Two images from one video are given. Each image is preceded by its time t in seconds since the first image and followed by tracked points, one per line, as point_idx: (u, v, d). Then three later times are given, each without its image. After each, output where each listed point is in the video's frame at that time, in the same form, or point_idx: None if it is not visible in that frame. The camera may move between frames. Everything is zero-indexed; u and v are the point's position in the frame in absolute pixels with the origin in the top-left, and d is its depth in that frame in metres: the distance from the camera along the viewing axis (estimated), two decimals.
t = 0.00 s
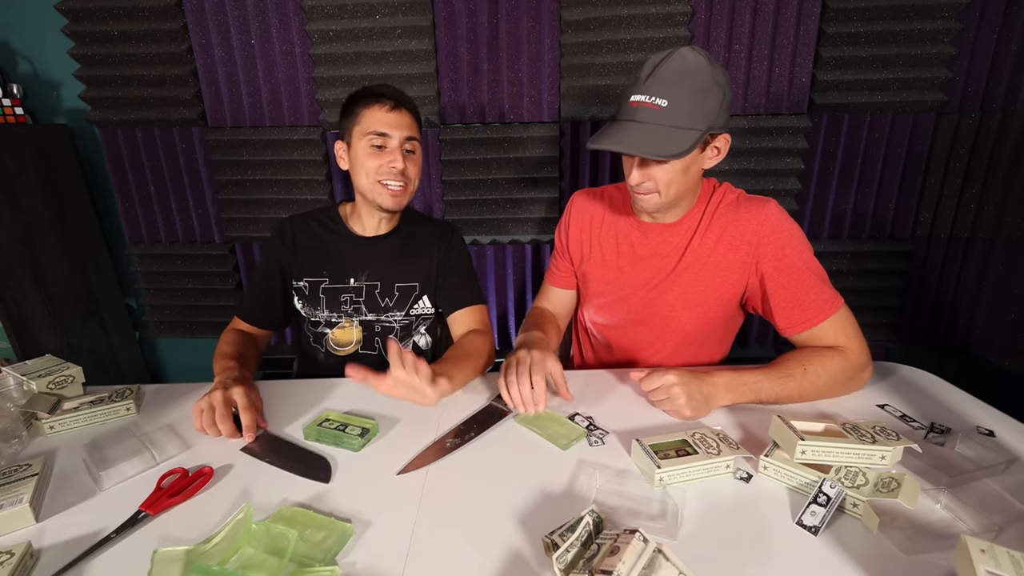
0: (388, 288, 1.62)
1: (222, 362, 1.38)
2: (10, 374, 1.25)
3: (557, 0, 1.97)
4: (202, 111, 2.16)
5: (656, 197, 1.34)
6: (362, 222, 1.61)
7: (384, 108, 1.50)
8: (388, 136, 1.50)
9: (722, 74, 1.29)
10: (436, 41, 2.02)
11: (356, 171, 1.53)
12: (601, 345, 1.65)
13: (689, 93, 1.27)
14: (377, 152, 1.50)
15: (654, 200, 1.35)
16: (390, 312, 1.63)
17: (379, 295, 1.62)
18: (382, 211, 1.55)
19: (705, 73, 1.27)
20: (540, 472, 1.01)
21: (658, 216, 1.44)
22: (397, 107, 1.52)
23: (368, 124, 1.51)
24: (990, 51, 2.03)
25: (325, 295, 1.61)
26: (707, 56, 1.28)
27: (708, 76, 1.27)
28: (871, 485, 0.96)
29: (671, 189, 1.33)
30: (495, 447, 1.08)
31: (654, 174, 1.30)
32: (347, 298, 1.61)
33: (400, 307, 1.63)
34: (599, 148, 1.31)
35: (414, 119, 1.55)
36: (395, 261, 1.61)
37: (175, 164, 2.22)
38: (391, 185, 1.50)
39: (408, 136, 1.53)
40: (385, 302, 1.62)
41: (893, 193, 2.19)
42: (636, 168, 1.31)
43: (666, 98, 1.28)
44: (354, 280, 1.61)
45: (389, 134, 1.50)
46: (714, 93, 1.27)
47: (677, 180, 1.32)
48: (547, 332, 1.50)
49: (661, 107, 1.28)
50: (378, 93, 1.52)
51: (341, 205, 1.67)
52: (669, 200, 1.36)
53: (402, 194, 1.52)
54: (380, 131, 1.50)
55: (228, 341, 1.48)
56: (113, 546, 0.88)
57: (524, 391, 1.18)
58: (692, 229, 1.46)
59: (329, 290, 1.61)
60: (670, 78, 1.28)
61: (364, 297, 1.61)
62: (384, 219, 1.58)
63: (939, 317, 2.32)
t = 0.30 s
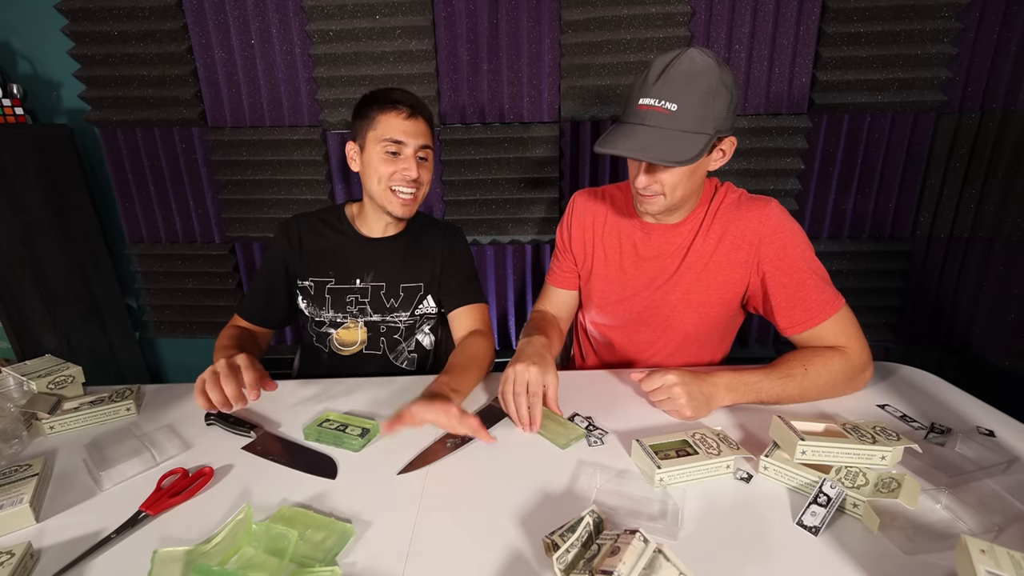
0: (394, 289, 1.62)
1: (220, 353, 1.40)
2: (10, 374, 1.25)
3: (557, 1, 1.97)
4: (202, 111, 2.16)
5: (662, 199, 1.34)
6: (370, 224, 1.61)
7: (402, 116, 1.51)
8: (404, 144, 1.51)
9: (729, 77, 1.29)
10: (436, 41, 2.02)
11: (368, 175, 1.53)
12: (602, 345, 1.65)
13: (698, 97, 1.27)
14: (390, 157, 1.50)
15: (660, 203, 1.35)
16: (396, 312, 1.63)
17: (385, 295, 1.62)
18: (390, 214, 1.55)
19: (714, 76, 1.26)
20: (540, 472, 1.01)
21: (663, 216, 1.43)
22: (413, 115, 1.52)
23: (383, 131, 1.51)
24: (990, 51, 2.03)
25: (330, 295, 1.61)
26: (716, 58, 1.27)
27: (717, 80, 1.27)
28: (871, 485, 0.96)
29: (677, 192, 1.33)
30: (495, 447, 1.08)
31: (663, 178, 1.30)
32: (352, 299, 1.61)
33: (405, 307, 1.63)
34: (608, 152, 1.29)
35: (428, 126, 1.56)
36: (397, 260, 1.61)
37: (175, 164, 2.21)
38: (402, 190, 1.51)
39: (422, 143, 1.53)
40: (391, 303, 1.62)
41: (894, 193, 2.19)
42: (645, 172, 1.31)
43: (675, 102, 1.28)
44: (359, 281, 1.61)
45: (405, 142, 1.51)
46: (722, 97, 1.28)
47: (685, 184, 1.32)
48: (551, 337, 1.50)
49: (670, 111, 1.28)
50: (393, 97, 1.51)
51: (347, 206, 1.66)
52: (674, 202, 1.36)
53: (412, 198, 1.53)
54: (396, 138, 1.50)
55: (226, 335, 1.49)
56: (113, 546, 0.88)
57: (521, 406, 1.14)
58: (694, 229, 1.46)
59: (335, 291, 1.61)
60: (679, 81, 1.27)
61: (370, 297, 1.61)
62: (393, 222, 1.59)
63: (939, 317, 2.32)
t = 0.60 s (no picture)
0: (397, 291, 1.62)
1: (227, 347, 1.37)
2: (10, 374, 1.25)
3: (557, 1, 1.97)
4: (202, 111, 2.16)
5: (662, 201, 1.34)
6: (370, 224, 1.60)
7: (399, 109, 1.51)
8: (401, 136, 1.51)
9: (728, 78, 1.29)
10: (436, 41, 2.02)
11: (367, 170, 1.53)
12: (602, 345, 1.65)
13: (697, 99, 1.27)
14: (389, 152, 1.50)
15: (660, 205, 1.35)
16: (398, 315, 1.64)
17: (388, 297, 1.62)
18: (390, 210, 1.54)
19: (713, 78, 1.26)
20: (539, 472, 1.01)
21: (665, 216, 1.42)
22: (411, 109, 1.53)
23: (380, 125, 1.51)
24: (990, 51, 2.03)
25: (334, 297, 1.61)
26: (714, 59, 1.27)
27: (715, 81, 1.27)
28: (871, 485, 0.96)
29: (677, 194, 1.32)
30: (495, 447, 1.08)
31: (662, 180, 1.30)
32: (356, 301, 1.61)
33: (408, 309, 1.64)
34: (608, 157, 1.30)
35: (426, 122, 1.56)
36: (397, 260, 1.61)
37: (175, 164, 2.22)
38: (402, 186, 1.51)
39: (420, 138, 1.54)
40: (394, 305, 1.63)
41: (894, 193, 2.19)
42: (645, 175, 1.31)
43: (674, 105, 1.28)
44: (362, 283, 1.61)
45: (401, 134, 1.51)
46: (721, 98, 1.27)
47: (684, 185, 1.32)
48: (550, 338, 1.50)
49: (670, 114, 1.28)
50: (394, 94, 1.52)
51: (349, 205, 1.64)
52: (674, 203, 1.36)
53: (411, 194, 1.52)
54: (394, 131, 1.50)
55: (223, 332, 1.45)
56: (113, 546, 0.88)
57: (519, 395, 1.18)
58: (694, 229, 1.46)
59: (339, 293, 1.61)
60: (678, 84, 1.27)
61: (374, 299, 1.62)
62: (393, 220, 1.58)
63: (939, 317, 2.32)
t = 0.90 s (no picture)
0: (398, 291, 1.62)
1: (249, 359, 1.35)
2: (10, 374, 1.26)
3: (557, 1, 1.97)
4: (202, 111, 2.16)
5: (661, 202, 1.34)
6: (370, 225, 1.60)
7: (400, 112, 1.51)
8: (402, 140, 1.50)
9: (726, 79, 1.29)
10: (436, 41, 2.02)
11: (368, 172, 1.53)
12: (602, 345, 1.65)
13: (695, 100, 1.27)
14: (389, 156, 1.50)
15: (659, 206, 1.35)
16: (399, 314, 1.64)
17: (389, 297, 1.62)
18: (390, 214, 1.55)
19: (710, 78, 1.26)
20: (539, 472, 1.01)
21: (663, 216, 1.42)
22: (412, 112, 1.52)
23: (382, 128, 1.50)
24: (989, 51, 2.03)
25: (337, 298, 1.61)
26: (711, 60, 1.27)
27: (713, 81, 1.27)
28: (872, 485, 0.96)
29: (676, 195, 1.32)
30: (495, 447, 1.08)
31: (661, 181, 1.30)
32: (358, 301, 1.61)
33: (409, 309, 1.64)
34: (606, 159, 1.30)
35: (427, 124, 1.56)
36: (398, 261, 1.61)
37: (176, 164, 2.22)
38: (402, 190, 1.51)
39: (422, 141, 1.53)
40: (395, 305, 1.63)
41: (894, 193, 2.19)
42: (643, 177, 1.31)
43: (672, 106, 1.28)
44: (364, 283, 1.61)
45: (403, 138, 1.50)
46: (719, 98, 1.27)
47: (683, 186, 1.31)
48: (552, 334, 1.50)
49: (667, 116, 1.28)
50: (395, 96, 1.52)
51: (350, 206, 1.64)
52: (673, 203, 1.36)
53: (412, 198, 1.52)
54: (395, 135, 1.50)
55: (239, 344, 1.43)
56: (113, 546, 0.88)
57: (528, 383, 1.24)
58: (694, 230, 1.46)
59: (341, 293, 1.61)
60: (675, 85, 1.27)
61: (376, 299, 1.62)
62: (394, 223, 1.58)
63: (939, 317, 2.32)
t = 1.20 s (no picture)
0: (399, 292, 1.62)
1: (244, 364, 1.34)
2: (10, 374, 1.26)
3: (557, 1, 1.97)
4: (202, 111, 2.16)
5: (658, 202, 1.34)
6: (371, 226, 1.60)
7: (401, 115, 1.50)
8: (402, 143, 1.50)
9: (722, 79, 1.29)
10: (436, 41, 2.02)
11: (368, 175, 1.53)
12: (603, 345, 1.65)
13: (690, 101, 1.27)
14: (389, 159, 1.50)
15: (656, 206, 1.35)
16: (400, 315, 1.64)
17: (390, 298, 1.62)
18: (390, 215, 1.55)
19: (705, 79, 1.26)
20: (539, 472, 1.01)
21: (660, 217, 1.41)
22: (412, 115, 1.52)
23: (382, 131, 1.50)
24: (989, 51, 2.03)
25: (337, 299, 1.61)
26: (706, 60, 1.27)
27: (709, 81, 1.27)
28: (871, 485, 0.96)
29: (673, 195, 1.32)
30: (495, 447, 1.08)
31: (658, 181, 1.30)
32: (359, 302, 1.61)
33: (410, 310, 1.64)
34: (602, 160, 1.30)
35: (427, 127, 1.55)
36: (399, 262, 1.61)
37: (176, 164, 2.22)
38: (402, 192, 1.51)
39: (421, 143, 1.53)
40: (396, 306, 1.63)
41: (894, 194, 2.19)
42: (640, 177, 1.31)
43: (667, 107, 1.28)
44: (365, 285, 1.61)
45: (403, 141, 1.50)
46: (715, 98, 1.27)
47: (680, 186, 1.31)
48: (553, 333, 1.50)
49: (662, 116, 1.28)
50: (395, 98, 1.51)
51: (350, 206, 1.64)
52: (671, 204, 1.36)
53: (412, 200, 1.52)
54: (395, 137, 1.50)
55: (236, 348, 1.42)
56: (113, 546, 0.88)
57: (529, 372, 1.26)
58: (693, 230, 1.46)
59: (341, 294, 1.61)
60: (670, 86, 1.27)
61: (376, 301, 1.62)
62: (394, 225, 1.58)
63: (939, 317, 2.32)
